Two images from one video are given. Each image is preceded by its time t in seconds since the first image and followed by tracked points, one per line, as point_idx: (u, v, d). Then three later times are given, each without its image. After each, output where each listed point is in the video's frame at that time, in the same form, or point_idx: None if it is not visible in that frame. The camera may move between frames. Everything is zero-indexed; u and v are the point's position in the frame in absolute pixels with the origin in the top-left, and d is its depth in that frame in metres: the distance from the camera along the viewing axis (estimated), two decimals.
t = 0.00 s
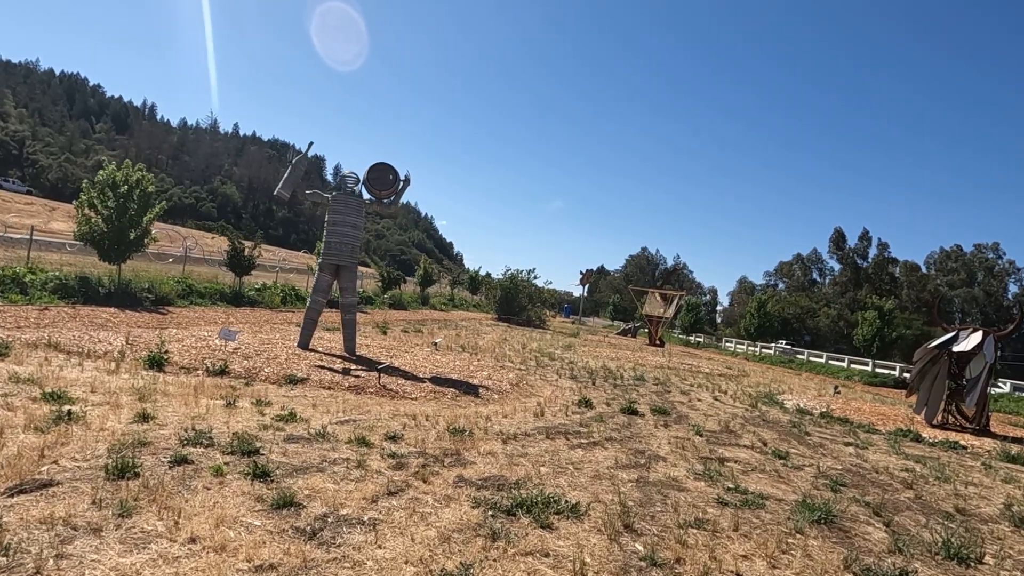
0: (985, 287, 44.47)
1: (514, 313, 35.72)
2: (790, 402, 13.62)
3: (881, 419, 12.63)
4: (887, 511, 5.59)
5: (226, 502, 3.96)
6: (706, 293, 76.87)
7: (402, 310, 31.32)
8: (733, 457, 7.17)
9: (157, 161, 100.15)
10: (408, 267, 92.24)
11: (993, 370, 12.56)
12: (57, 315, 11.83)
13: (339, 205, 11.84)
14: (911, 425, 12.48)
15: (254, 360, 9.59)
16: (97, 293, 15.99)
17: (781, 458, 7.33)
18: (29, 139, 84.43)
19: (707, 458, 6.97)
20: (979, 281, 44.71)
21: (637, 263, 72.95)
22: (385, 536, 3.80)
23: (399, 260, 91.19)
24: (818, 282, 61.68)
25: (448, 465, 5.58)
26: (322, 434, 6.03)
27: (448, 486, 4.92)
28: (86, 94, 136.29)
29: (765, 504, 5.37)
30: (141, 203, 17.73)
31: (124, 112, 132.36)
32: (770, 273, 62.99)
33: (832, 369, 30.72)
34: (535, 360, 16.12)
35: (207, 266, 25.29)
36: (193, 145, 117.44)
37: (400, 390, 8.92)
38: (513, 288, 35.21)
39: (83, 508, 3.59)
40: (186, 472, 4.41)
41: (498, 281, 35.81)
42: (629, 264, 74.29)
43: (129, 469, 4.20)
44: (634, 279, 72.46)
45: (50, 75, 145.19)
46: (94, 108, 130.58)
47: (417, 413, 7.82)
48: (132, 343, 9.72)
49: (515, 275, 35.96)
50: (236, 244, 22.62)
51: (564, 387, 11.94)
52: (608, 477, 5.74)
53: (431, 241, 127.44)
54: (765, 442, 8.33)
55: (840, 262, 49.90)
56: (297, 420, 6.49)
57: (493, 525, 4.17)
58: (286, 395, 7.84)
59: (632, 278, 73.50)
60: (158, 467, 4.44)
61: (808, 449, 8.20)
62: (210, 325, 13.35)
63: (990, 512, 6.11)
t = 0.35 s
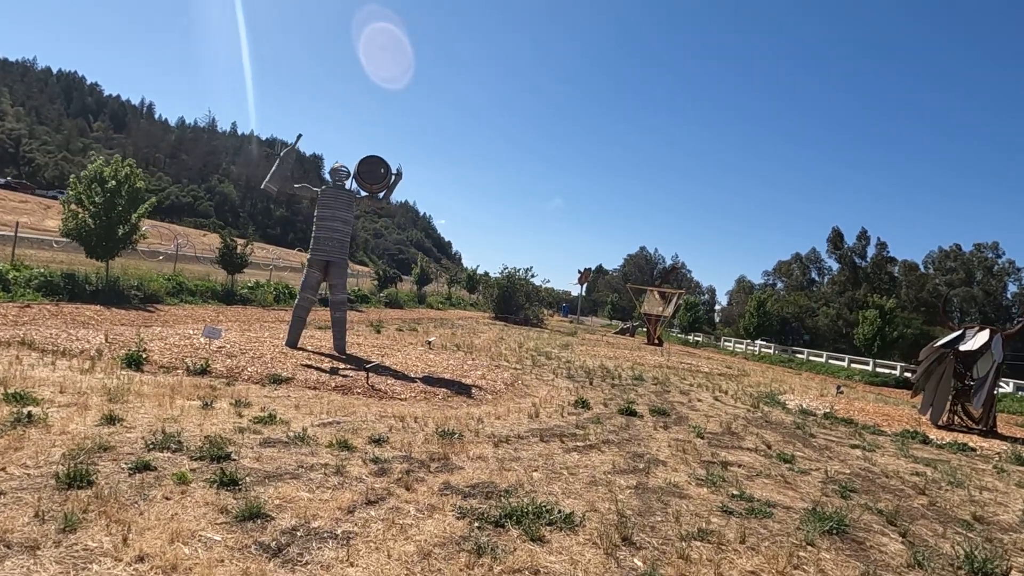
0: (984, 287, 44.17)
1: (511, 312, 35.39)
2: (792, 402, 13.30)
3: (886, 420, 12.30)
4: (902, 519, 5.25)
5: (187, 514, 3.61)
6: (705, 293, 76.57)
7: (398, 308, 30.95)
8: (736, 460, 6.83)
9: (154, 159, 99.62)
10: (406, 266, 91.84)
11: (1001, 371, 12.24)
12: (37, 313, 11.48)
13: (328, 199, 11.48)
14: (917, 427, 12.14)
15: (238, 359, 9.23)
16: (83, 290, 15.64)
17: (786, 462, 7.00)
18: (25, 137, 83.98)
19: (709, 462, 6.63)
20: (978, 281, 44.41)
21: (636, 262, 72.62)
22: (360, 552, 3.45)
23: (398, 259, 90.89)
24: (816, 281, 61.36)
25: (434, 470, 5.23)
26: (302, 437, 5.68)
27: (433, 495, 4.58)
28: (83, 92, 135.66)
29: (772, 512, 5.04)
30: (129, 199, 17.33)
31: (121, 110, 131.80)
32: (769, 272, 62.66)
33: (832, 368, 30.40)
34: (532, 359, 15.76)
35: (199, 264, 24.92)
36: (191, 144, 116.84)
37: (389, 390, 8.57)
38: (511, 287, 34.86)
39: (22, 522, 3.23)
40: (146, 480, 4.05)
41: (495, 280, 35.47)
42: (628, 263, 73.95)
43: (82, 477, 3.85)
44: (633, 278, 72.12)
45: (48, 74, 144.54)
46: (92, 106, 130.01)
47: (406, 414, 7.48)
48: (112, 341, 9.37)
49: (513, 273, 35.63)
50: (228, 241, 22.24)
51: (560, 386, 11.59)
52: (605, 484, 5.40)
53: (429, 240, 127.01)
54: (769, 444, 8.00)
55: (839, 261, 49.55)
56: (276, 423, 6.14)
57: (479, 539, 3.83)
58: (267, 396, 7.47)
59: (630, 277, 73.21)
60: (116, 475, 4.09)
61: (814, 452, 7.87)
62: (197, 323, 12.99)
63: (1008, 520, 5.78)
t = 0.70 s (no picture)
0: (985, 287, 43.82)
1: (510, 313, 35.08)
2: (796, 407, 12.97)
3: (893, 425, 11.98)
4: (922, 539, 4.92)
5: (145, 542, 3.29)
6: (705, 293, 76.24)
7: (395, 309, 30.61)
8: (743, 472, 6.50)
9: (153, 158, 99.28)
10: (405, 266, 91.53)
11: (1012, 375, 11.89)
12: (21, 314, 11.16)
13: (320, 197, 11.16)
14: (926, 433, 11.80)
15: (225, 363, 8.91)
16: (72, 290, 15.32)
17: (795, 474, 6.67)
18: (23, 135, 83.67)
19: (714, 474, 6.30)
20: (979, 282, 44.06)
21: (637, 263, 72.28)
22: None
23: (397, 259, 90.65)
24: (817, 282, 61.00)
25: (422, 486, 4.91)
26: (285, 449, 5.36)
27: (419, 514, 4.25)
28: (83, 91, 135.34)
29: (784, 532, 4.71)
30: (121, 197, 16.98)
31: (121, 109, 131.46)
32: (769, 272, 62.30)
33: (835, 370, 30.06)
34: (530, 362, 15.42)
35: (194, 264, 24.60)
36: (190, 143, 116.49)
37: (380, 396, 8.24)
38: (510, 287, 34.53)
39: None
40: (106, 501, 3.73)
41: (495, 280, 35.18)
42: (628, 263, 73.61)
43: (35, 499, 3.52)
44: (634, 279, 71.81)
45: (48, 72, 144.20)
46: (92, 105, 129.69)
47: (397, 422, 7.16)
48: (94, 343, 9.05)
49: (512, 273, 35.32)
50: (223, 241, 21.94)
51: (558, 391, 11.26)
52: (606, 500, 5.07)
53: (428, 239, 126.61)
54: (775, 453, 7.67)
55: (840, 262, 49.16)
56: (258, 433, 5.82)
57: (467, 567, 3.50)
58: (252, 403, 7.15)
59: (630, 278, 72.89)
60: (74, 496, 3.76)
61: (823, 462, 7.54)
62: (187, 325, 12.66)
63: None
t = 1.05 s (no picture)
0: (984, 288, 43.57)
1: (508, 313, 34.81)
2: (797, 409, 12.72)
3: (896, 428, 11.72)
4: (934, 552, 4.64)
5: (95, 562, 3.02)
6: (704, 293, 76.03)
7: (392, 308, 30.35)
8: (744, 479, 6.24)
9: (151, 157, 98.93)
10: (404, 266, 91.23)
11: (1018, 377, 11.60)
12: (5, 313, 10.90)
13: (311, 194, 10.88)
14: (930, 436, 11.53)
15: (209, 364, 8.65)
16: (61, 289, 15.07)
17: (798, 480, 6.41)
18: (21, 134, 83.37)
19: (713, 481, 6.02)
20: (979, 282, 43.81)
21: (636, 263, 72.04)
22: None
23: (396, 259, 90.37)
24: (816, 283, 60.74)
25: (405, 495, 4.64)
26: (263, 455, 5.10)
27: (399, 527, 3.98)
28: (82, 90, 135.00)
29: (788, 545, 4.44)
30: (111, 194, 16.69)
31: (120, 108, 131.10)
32: (769, 272, 62.02)
33: (835, 371, 29.80)
34: (526, 363, 15.15)
35: (188, 262, 24.33)
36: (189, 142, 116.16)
37: (369, 398, 7.96)
38: (508, 287, 34.27)
39: None
40: (58, 515, 3.46)
41: (493, 279, 34.91)
42: (627, 263, 73.39)
43: None
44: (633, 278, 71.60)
45: (46, 71, 143.73)
46: (91, 104, 129.32)
47: (384, 426, 6.88)
48: (75, 343, 8.79)
49: (510, 273, 35.07)
50: (216, 239, 21.68)
51: (554, 393, 10.97)
52: (600, 510, 4.80)
53: (427, 239, 126.28)
54: (777, 458, 7.40)
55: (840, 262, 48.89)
56: (235, 438, 5.54)
57: None
58: (234, 406, 6.89)
59: (629, 277, 72.67)
60: (23, 509, 3.49)
61: (827, 468, 7.27)
62: (176, 325, 12.40)
63: None
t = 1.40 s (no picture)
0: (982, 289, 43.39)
1: (505, 312, 34.57)
2: (796, 412, 12.50)
3: (896, 432, 11.51)
4: (941, 568, 4.41)
5: None
6: (702, 293, 75.87)
7: (388, 308, 30.10)
8: (741, 487, 6.00)
9: (148, 155, 98.53)
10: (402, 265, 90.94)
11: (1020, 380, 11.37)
12: None
13: (299, 190, 10.63)
14: (931, 440, 11.30)
15: (191, 364, 8.39)
16: (48, 288, 14.82)
17: (797, 488, 6.17)
18: (18, 132, 83.02)
19: (708, 490, 5.78)
20: (977, 284, 43.64)
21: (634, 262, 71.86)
22: None
23: (394, 258, 90.11)
24: (815, 283, 60.56)
25: (384, 507, 4.39)
26: (238, 462, 4.86)
27: (374, 543, 3.73)
28: (80, 87, 134.49)
29: (788, 560, 4.20)
30: (99, 191, 16.42)
31: (118, 106, 130.59)
32: (767, 273, 61.82)
33: (833, 372, 29.60)
34: (521, 363, 14.90)
35: (180, 260, 24.06)
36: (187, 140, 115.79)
37: (355, 401, 7.72)
38: (504, 286, 34.05)
39: None
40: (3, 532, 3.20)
41: (489, 279, 34.68)
42: (625, 262, 73.19)
43: None
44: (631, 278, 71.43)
45: (44, 68, 143.15)
46: (88, 102, 128.83)
47: (369, 430, 6.64)
48: (54, 343, 8.54)
49: (507, 272, 34.83)
50: (208, 237, 21.40)
51: (548, 395, 10.73)
52: (590, 522, 4.56)
53: (425, 237, 125.92)
54: (775, 464, 7.16)
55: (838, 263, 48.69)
56: (209, 444, 5.29)
57: None
58: (212, 409, 6.63)
59: (627, 277, 72.48)
60: None
61: (827, 475, 7.03)
62: (162, 324, 12.14)
63: None
